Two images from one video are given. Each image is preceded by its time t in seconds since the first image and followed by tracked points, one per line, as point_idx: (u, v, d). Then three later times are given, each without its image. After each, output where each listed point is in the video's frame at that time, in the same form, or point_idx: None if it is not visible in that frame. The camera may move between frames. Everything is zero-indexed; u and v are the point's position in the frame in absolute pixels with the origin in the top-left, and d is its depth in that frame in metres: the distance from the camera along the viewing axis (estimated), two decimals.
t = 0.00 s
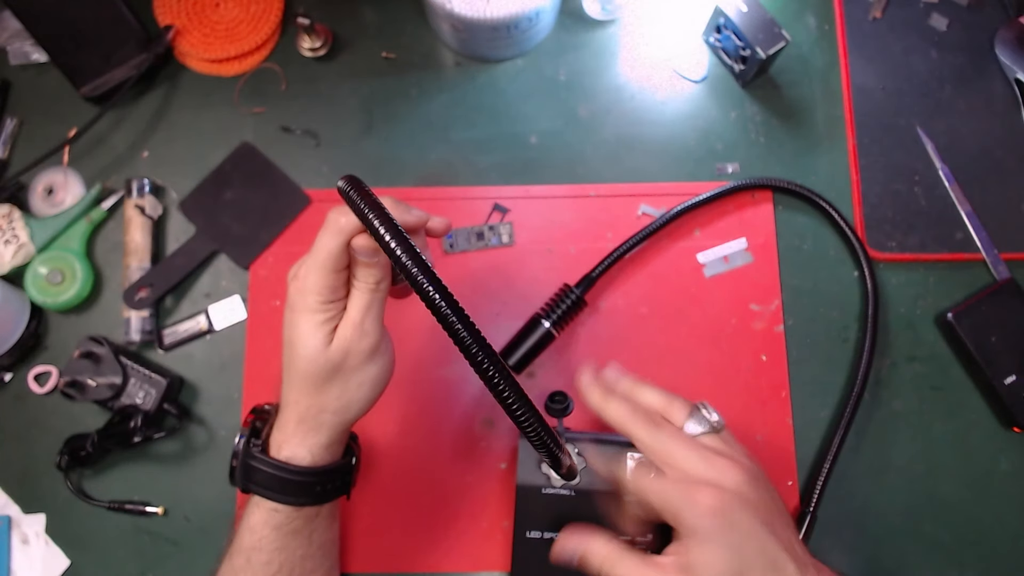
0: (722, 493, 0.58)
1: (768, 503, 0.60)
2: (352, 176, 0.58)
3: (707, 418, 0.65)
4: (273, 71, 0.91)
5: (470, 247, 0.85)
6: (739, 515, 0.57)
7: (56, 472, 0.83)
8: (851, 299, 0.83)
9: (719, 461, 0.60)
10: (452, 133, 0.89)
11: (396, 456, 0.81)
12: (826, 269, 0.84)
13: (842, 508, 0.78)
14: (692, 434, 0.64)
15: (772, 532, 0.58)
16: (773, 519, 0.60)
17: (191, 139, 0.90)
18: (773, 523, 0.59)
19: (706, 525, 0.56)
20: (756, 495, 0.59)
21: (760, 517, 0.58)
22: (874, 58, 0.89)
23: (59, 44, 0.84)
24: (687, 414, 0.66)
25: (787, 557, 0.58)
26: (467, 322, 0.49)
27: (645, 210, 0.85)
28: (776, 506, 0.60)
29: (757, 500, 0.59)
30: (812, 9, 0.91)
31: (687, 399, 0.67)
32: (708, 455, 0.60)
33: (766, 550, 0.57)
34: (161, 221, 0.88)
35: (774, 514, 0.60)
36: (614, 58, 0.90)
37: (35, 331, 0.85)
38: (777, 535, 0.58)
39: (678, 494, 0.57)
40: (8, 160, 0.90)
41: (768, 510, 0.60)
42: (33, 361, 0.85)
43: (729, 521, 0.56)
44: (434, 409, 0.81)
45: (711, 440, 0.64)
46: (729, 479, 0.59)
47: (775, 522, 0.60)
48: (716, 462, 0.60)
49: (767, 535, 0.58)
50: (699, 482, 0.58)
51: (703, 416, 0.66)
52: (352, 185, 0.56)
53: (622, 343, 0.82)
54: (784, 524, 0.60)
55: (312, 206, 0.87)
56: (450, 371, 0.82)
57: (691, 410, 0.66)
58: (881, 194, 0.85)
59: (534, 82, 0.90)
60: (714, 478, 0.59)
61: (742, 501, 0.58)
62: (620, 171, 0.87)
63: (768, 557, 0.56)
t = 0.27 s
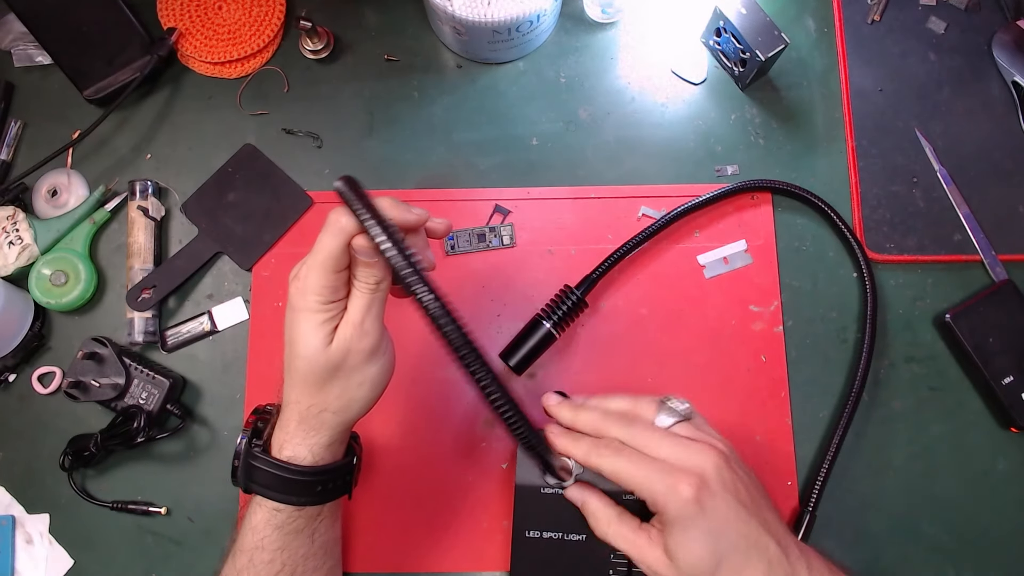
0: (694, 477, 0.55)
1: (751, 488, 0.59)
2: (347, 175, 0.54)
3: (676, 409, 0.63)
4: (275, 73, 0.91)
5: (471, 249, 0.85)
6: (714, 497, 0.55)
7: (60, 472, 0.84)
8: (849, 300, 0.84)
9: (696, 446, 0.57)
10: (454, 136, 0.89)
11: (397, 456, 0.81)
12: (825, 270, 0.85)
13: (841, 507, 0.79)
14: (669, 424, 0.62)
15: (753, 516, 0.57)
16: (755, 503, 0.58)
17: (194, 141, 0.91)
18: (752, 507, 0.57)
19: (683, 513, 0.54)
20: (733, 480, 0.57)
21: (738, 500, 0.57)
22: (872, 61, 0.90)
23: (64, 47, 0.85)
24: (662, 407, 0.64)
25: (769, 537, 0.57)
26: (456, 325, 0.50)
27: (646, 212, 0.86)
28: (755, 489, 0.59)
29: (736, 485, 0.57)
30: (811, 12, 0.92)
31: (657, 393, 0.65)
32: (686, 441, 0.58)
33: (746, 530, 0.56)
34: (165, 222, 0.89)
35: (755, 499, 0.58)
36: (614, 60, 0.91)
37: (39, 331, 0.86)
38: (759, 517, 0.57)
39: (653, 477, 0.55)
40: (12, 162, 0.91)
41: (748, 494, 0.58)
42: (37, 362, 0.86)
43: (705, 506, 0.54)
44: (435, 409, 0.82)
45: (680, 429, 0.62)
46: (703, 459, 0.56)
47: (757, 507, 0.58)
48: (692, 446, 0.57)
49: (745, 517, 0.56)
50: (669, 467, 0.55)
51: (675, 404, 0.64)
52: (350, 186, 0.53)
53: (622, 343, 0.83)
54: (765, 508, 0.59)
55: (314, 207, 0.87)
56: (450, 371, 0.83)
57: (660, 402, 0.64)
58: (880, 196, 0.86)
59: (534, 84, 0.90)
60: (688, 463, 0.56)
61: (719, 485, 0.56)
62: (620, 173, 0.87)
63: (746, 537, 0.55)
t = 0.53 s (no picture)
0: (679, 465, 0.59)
1: (734, 470, 0.61)
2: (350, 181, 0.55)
3: (665, 401, 0.65)
4: (275, 73, 0.91)
5: (471, 249, 0.85)
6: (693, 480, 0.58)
7: (60, 472, 0.84)
8: (849, 300, 0.84)
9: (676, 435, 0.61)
10: (454, 136, 0.89)
11: (397, 456, 0.81)
12: (825, 270, 0.85)
13: (840, 507, 0.79)
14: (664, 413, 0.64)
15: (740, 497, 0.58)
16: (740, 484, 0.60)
17: (194, 141, 0.91)
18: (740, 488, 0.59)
19: (660, 502, 0.57)
20: (711, 464, 0.60)
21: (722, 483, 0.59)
22: (872, 61, 0.90)
23: (64, 47, 0.84)
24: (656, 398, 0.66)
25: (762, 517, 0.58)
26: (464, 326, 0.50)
27: (646, 212, 0.86)
28: (741, 471, 0.61)
29: (714, 468, 0.60)
30: (811, 12, 0.92)
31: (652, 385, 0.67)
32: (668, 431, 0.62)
33: (737, 510, 0.57)
34: (165, 223, 0.89)
35: (742, 481, 0.60)
36: (614, 60, 0.91)
37: (39, 331, 0.86)
38: (746, 497, 0.59)
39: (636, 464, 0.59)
40: (13, 162, 0.91)
41: (733, 477, 0.60)
42: (38, 362, 0.86)
43: (683, 492, 0.57)
44: (435, 409, 0.82)
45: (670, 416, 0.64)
46: (684, 448, 0.60)
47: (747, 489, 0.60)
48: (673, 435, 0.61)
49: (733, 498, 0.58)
50: (650, 456, 0.60)
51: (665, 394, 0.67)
52: (354, 191, 0.53)
53: (622, 343, 0.83)
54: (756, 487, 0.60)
55: (314, 207, 0.87)
56: (450, 372, 0.83)
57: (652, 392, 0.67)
58: (880, 197, 0.86)
59: (534, 84, 0.90)
60: (669, 450, 0.60)
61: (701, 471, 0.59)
62: (621, 173, 0.87)
63: (737, 519, 0.57)
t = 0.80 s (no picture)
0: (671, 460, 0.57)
1: (724, 470, 0.60)
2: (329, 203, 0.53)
3: (658, 390, 0.66)
4: (275, 73, 0.91)
5: (471, 249, 0.85)
6: (683, 476, 0.57)
7: (60, 472, 0.84)
8: (849, 300, 0.84)
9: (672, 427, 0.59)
10: (454, 136, 0.89)
11: (397, 456, 0.81)
12: (825, 270, 0.85)
13: (840, 508, 0.79)
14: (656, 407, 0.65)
15: (724, 497, 0.58)
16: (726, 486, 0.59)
17: (194, 142, 0.91)
18: (725, 489, 0.59)
19: (651, 491, 0.55)
20: (703, 461, 0.58)
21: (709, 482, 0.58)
22: (872, 61, 0.90)
23: (64, 47, 0.84)
24: (649, 393, 0.67)
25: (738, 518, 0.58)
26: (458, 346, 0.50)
27: (646, 212, 0.86)
28: (730, 469, 0.61)
29: (705, 465, 0.58)
30: (811, 12, 0.92)
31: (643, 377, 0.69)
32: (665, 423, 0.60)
33: (717, 511, 0.57)
34: (165, 223, 0.89)
35: (728, 481, 0.60)
36: (614, 60, 0.91)
37: (39, 331, 0.86)
38: (727, 497, 0.58)
39: (629, 452, 0.57)
40: (13, 162, 0.91)
41: (721, 476, 0.59)
42: (38, 362, 0.86)
43: (672, 485, 0.56)
44: (434, 410, 0.82)
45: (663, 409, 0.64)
46: (679, 442, 0.58)
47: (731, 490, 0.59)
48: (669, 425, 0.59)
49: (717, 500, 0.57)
50: (645, 446, 0.57)
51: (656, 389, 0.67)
52: (333, 214, 0.51)
53: (622, 343, 0.83)
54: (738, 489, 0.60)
55: (314, 207, 0.87)
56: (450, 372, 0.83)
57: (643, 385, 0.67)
58: (880, 197, 0.86)
59: (534, 84, 0.90)
60: (662, 441, 0.58)
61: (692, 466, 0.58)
62: (621, 173, 0.87)
63: (717, 519, 0.56)
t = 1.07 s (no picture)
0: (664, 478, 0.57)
1: (716, 482, 0.60)
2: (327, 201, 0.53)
3: (646, 402, 0.66)
4: (275, 73, 0.91)
5: (471, 249, 0.85)
6: (674, 494, 0.57)
7: (60, 472, 0.84)
8: (850, 300, 0.84)
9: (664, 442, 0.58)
10: (454, 136, 0.89)
11: (396, 456, 0.81)
12: (825, 270, 0.85)
13: (840, 507, 0.79)
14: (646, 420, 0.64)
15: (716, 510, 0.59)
16: (718, 497, 0.59)
17: (194, 141, 0.91)
18: (717, 502, 0.59)
19: (639, 508, 0.56)
20: (694, 476, 0.58)
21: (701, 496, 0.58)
22: (872, 61, 0.90)
23: (64, 47, 0.84)
24: (639, 405, 0.66)
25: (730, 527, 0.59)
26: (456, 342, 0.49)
27: (646, 212, 0.86)
28: (722, 480, 0.61)
29: (696, 481, 0.58)
30: (810, 12, 0.92)
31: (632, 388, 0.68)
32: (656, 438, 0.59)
33: (708, 524, 0.57)
34: (165, 223, 0.89)
35: (719, 493, 0.60)
36: (613, 60, 0.91)
37: (39, 331, 0.86)
38: (720, 509, 0.59)
39: (621, 475, 0.56)
40: (12, 162, 0.91)
41: (713, 489, 0.59)
42: (38, 362, 0.86)
43: (662, 504, 0.56)
44: (435, 409, 0.82)
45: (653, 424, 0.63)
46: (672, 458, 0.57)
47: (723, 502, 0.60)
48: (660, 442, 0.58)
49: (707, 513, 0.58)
50: (637, 465, 0.57)
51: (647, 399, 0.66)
52: (331, 214, 0.51)
53: (622, 343, 0.83)
54: (730, 499, 0.60)
55: (314, 207, 0.87)
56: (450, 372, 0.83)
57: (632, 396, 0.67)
58: (880, 197, 0.86)
59: (534, 84, 0.90)
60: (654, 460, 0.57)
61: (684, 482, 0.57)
62: (621, 173, 0.87)
63: (708, 532, 0.57)
